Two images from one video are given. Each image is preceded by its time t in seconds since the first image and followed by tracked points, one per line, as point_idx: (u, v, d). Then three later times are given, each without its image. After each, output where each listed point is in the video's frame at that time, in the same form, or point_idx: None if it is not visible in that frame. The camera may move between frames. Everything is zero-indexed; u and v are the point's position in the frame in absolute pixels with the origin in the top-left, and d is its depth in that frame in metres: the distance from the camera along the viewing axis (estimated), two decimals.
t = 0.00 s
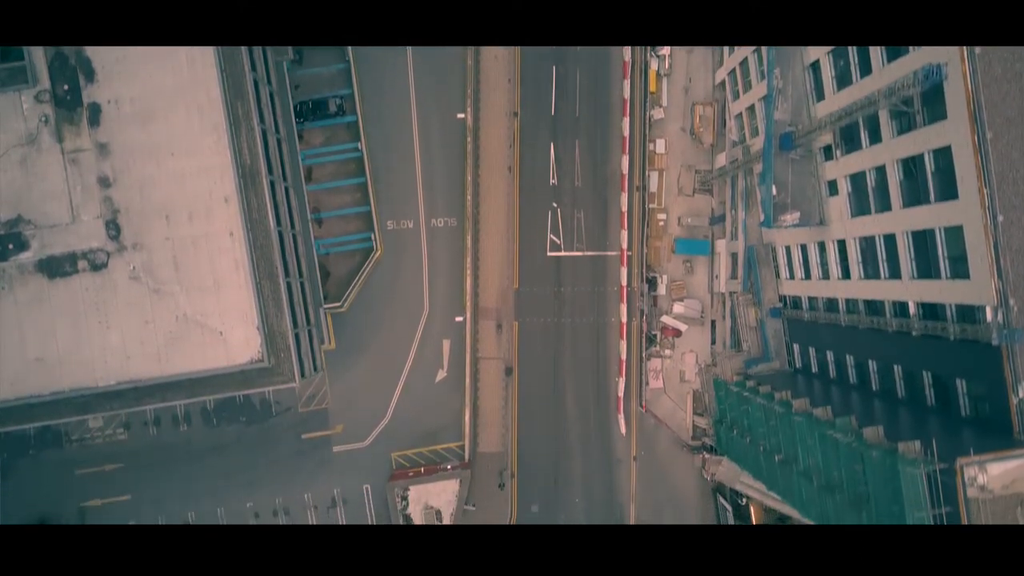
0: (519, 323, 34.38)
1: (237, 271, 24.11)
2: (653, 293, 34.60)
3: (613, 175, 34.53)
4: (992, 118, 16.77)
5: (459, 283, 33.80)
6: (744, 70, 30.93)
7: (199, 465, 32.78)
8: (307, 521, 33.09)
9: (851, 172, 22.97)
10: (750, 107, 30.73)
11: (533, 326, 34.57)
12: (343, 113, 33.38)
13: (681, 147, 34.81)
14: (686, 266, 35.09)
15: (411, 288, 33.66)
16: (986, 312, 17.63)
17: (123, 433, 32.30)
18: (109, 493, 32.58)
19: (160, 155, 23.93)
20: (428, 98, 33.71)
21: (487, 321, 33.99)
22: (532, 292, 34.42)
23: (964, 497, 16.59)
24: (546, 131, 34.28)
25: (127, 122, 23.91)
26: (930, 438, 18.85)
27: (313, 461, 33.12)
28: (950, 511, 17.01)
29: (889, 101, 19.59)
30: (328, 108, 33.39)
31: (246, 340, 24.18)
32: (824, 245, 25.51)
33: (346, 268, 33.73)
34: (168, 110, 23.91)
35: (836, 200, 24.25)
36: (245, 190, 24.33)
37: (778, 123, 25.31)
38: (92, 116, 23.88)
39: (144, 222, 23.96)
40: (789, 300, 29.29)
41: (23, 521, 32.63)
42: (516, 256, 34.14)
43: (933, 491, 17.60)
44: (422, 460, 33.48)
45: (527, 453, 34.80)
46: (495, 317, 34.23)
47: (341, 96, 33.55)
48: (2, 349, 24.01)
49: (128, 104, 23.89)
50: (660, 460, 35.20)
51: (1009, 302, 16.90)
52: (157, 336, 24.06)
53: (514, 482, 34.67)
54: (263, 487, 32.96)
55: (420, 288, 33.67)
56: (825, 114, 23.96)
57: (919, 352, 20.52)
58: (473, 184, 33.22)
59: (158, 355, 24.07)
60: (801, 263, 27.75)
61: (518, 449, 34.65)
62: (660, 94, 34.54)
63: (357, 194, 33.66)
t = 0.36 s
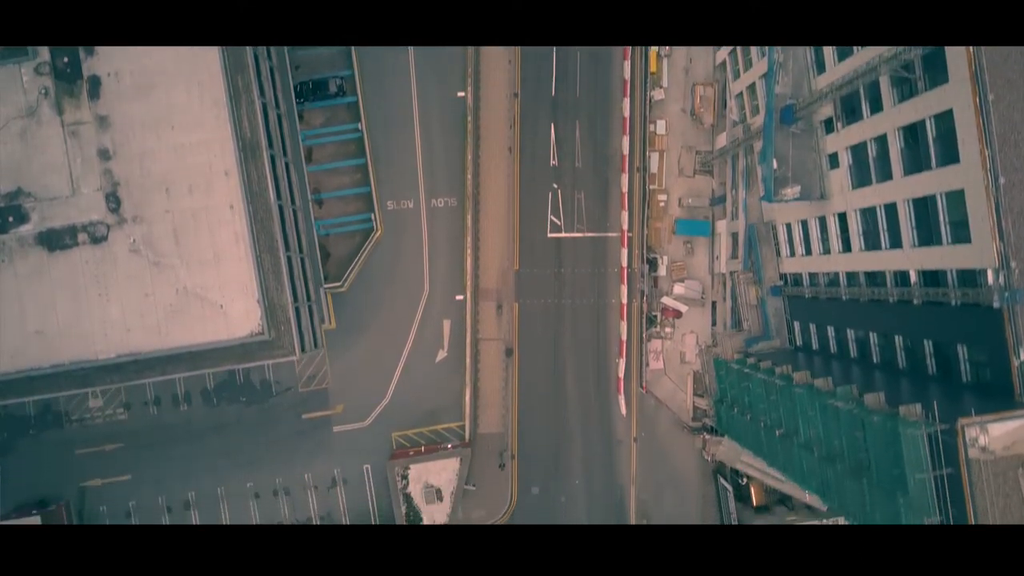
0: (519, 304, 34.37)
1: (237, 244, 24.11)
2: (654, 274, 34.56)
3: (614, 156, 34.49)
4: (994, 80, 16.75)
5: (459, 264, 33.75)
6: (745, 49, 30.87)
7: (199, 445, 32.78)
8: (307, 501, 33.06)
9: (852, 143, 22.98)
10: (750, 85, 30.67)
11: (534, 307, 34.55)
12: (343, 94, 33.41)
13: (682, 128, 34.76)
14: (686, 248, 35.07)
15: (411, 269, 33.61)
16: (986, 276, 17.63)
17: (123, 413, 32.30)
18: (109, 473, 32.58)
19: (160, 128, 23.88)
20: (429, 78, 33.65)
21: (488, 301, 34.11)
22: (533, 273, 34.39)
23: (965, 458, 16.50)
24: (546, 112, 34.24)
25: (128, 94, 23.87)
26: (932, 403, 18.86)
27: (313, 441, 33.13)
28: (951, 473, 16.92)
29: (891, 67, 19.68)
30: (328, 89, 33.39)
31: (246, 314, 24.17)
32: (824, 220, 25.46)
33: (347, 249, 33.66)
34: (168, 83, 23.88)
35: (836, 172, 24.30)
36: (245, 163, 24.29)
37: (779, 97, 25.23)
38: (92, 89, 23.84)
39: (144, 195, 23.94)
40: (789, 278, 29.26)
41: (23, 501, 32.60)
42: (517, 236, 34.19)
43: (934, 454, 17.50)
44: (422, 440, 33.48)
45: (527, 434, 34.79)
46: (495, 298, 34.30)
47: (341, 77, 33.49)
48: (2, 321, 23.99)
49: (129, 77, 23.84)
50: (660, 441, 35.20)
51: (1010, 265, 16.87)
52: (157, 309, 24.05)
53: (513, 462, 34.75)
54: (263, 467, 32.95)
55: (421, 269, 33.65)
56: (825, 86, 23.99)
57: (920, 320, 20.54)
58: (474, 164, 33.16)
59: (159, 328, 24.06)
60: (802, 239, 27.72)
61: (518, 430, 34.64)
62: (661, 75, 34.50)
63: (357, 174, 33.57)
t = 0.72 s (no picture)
0: (520, 285, 34.36)
1: (237, 216, 24.09)
2: (654, 255, 34.53)
3: (614, 137, 34.46)
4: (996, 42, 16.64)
5: (460, 244, 33.69)
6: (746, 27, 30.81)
7: (200, 425, 32.77)
8: (307, 480, 33.06)
9: (852, 114, 22.96)
10: (751, 64, 30.62)
11: (535, 288, 34.53)
12: (343, 74, 33.26)
13: (682, 109, 34.73)
14: (687, 229, 35.06)
15: (411, 249, 33.56)
16: (989, 239, 17.60)
17: (123, 392, 32.29)
18: (110, 452, 32.55)
19: (160, 100, 23.84)
20: (429, 59, 33.58)
21: (489, 282, 34.09)
22: (533, 254, 34.38)
23: (967, 420, 16.45)
24: (547, 92, 34.19)
25: (127, 66, 23.79)
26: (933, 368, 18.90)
27: (313, 421, 33.11)
28: (951, 434, 17.07)
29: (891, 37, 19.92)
30: (328, 69, 33.16)
31: (247, 286, 24.16)
32: (825, 194, 25.39)
33: (347, 229, 33.58)
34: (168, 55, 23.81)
35: (837, 145, 24.28)
36: (245, 135, 24.28)
37: (779, 71, 25.17)
38: (92, 61, 23.78)
39: (145, 168, 23.90)
40: (790, 256, 29.11)
41: (23, 480, 32.56)
42: (517, 217, 34.16)
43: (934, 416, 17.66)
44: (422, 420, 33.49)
45: (527, 415, 34.77)
46: (495, 280, 34.29)
47: (342, 57, 33.40)
48: (2, 294, 23.96)
49: (128, 49, 23.77)
50: (660, 422, 35.19)
51: (1012, 227, 16.81)
52: (157, 282, 24.02)
53: (514, 444, 34.72)
54: (263, 447, 32.95)
55: (421, 249, 33.62)
56: (825, 58, 24.00)
57: (922, 287, 20.56)
58: (474, 145, 33.09)
59: (159, 300, 24.04)
60: (802, 216, 27.69)
61: (519, 411, 34.64)
62: (661, 56, 34.47)
63: (357, 155, 33.44)
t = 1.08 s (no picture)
0: (520, 267, 34.31)
1: (237, 188, 24.08)
2: (654, 235, 34.52)
3: (615, 117, 34.42)
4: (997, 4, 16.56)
5: (460, 225, 33.66)
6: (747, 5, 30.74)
7: (200, 405, 32.77)
8: (307, 460, 33.09)
9: (852, 84, 22.96)
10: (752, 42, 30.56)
11: (535, 268, 34.46)
12: (344, 54, 33.13)
13: (683, 90, 34.67)
14: (687, 210, 35.03)
15: (412, 229, 33.51)
16: (991, 201, 17.55)
17: (123, 371, 32.26)
18: (110, 432, 32.55)
19: (160, 72, 23.75)
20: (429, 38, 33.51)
21: (489, 264, 34.06)
22: (533, 235, 34.34)
23: (968, 379, 16.49)
24: (547, 73, 34.12)
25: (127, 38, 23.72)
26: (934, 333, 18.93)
27: (313, 400, 33.11)
28: (953, 393, 17.12)
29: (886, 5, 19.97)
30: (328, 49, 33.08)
31: (246, 259, 24.16)
32: (826, 168, 25.28)
33: (348, 210, 33.54)
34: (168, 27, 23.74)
35: (838, 118, 24.22)
36: (245, 107, 24.23)
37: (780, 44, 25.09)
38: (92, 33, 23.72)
39: (145, 140, 23.88)
40: (790, 233, 29.12)
41: (23, 460, 32.53)
42: (517, 198, 34.11)
43: (934, 376, 17.70)
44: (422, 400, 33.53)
45: (527, 395, 34.73)
46: (496, 261, 34.27)
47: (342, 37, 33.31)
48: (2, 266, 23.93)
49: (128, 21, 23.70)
50: (660, 403, 35.19)
51: (1013, 189, 16.75)
52: (157, 254, 24.01)
53: (514, 424, 34.69)
54: (263, 427, 32.95)
55: (421, 230, 33.58)
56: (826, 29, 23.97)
57: (923, 257, 20.51)
58: (474, 125, 33.01)
59: (159, 273, 24.03)
60: (803, 192, 27.68)
61: (518, 391, 34.57)
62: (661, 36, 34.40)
63: (358, 135, 33.35)
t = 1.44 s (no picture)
0: (521, 248, 34.25)
1: (237, 160, 24.07)
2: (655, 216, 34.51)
3: (615, 98, 34.37)
4: None
5: (460, 204, 33.62)
6: None
7: (200, 385, 32.75)
8: (307, 440, 33.10)
9: (852, 56, 22.99)
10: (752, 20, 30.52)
11: (536, 249, 34.36)
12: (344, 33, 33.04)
13: (683, 70, 34.63)
14: (687, 190, 35.01)
15: (412, 210, 33.47)
16: (992, 163, 17.56)
17: (124, 351, 32.25)
18: (110, 412, 32.53)
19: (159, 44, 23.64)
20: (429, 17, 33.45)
21: (490, 245, 34.00)
22: (534, 215, 34.29)
23: (969, 339, 16.69)
24: (547, 53, 34.06)
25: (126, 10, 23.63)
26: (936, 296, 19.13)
27: (313, 380, 33.10)
28: (953, 353, 17.36)
29: None
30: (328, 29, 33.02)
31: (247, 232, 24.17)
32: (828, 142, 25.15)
33: (348, 190, 33.55)
34: None
35: (839, 90, 24.16)
36: (245, 79, 24.16)
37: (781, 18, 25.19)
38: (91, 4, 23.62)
39: (145, 112, 23.85)
40: (791, 210, 29.11)
41: (23, 440, 32.50)
42: (518, 178, 34.04)
43: (934, 336, 17.92)
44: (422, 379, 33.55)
45: (527, 376, 34.70)
46: (497, 242, 34.22)
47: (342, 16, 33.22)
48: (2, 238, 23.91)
49: None
50: (660, 384, 35.17)
51: (1015, 149, 16.82)
52: (158, 227, 24.01)
53: (514, 405, 34.68)
54: (263, 406, 32.94)
55: (421, 210, 33.54)
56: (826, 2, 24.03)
57: (925, 225, 20.46)
58: (474, 104, 32.94)
59: (159, 246, 24.03)
60: (803, 167, 27.69)
61: (518, 372, 34.53)
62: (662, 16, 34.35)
63: (358, 115, 33.28)
